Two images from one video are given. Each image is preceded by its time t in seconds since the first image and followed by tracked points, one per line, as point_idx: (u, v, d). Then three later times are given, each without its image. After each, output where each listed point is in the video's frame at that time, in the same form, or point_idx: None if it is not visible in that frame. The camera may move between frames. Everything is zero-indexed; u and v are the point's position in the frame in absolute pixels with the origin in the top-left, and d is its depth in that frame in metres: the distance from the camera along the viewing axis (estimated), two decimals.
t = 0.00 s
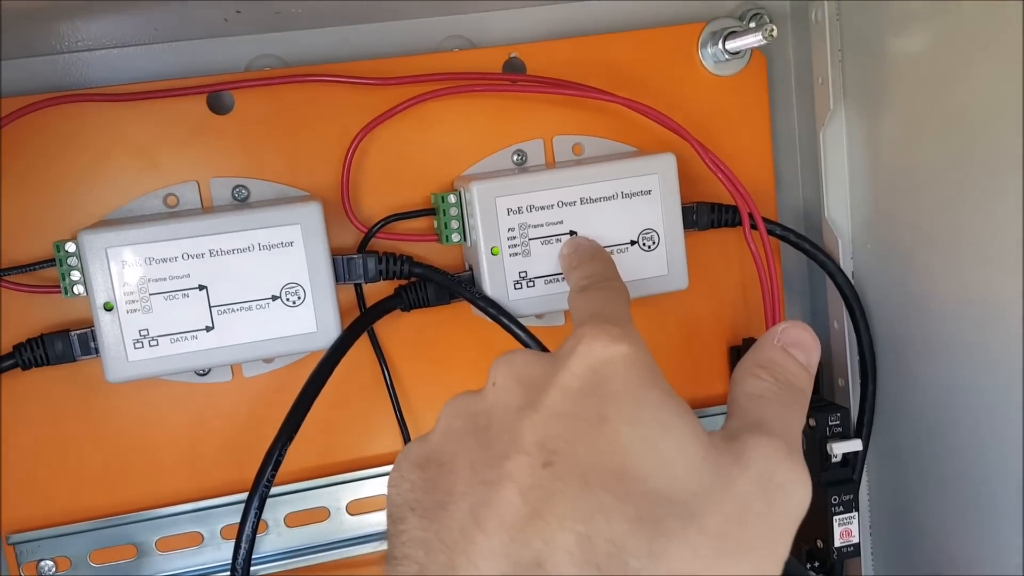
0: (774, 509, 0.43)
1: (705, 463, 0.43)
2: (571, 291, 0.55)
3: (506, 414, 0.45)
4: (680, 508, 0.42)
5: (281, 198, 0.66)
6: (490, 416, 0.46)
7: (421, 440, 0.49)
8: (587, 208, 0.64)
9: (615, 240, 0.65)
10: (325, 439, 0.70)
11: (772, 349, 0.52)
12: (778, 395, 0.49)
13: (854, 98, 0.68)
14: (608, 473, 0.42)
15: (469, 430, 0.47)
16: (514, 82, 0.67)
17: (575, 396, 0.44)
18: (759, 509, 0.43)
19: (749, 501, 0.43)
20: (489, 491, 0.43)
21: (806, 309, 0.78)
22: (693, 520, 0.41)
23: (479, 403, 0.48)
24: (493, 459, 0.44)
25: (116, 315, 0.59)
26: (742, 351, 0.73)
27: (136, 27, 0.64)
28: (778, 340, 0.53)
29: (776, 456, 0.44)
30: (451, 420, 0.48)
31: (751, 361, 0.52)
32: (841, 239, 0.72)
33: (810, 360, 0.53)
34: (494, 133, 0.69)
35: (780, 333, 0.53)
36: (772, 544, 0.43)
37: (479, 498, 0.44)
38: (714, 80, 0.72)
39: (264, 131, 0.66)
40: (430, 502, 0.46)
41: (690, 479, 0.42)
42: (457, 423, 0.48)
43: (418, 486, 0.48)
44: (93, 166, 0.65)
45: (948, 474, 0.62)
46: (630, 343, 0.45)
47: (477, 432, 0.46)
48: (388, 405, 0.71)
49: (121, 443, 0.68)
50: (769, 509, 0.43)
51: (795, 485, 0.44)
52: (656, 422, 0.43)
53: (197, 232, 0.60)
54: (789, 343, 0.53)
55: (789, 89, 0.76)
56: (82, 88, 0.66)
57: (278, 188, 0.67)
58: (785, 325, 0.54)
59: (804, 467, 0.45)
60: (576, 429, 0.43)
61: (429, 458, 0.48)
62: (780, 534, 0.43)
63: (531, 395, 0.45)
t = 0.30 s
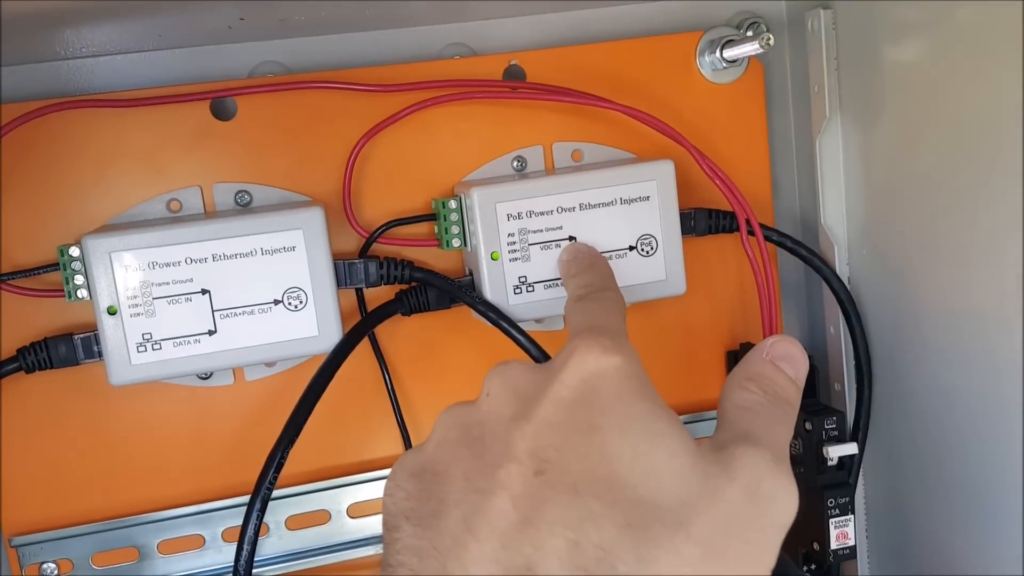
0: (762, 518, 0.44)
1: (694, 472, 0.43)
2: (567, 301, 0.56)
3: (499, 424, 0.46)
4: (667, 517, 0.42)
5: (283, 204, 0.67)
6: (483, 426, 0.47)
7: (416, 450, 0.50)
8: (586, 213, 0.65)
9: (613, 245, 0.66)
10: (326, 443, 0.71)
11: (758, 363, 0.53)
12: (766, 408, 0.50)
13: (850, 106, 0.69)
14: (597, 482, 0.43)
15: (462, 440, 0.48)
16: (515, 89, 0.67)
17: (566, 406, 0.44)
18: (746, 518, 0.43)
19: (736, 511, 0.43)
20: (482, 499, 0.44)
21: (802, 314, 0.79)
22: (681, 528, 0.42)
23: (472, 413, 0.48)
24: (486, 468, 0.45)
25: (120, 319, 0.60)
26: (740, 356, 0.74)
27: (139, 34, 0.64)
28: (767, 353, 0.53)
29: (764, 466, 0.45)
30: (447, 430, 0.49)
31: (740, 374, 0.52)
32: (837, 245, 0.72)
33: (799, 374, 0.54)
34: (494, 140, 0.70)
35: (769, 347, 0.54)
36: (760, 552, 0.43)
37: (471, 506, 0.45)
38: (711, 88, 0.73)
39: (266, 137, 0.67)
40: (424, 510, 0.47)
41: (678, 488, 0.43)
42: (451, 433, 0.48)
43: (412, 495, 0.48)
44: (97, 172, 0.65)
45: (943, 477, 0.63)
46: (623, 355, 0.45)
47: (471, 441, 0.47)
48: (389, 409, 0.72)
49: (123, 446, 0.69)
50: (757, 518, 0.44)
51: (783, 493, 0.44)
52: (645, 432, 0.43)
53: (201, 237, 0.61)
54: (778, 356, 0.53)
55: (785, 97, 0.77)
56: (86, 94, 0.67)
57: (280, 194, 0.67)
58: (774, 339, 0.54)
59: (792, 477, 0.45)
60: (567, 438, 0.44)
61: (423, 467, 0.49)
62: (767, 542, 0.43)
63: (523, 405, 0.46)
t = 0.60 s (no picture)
0: (904, 540, 0.38)
1: (828, 488, 0.38)
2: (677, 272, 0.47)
3: (607, 417, 0.40)
4: (799, 542, 0.37)
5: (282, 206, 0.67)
6: (586, 414, 0.41)
7: (513, 433, 0.44)
8: (584, 215, 0.66)
9: (611, 247, 0.66)
10: (325, 445, 0.71)
11: (885, 349, 0.45)
12: (905, 399, 0.42)
13: (848, 107, 0.69)
14: (720, 502, 0.37)
15: (568, 430, 0.41)
16: (513, 91, 0.68)
17: (678, 401, 0.38)
18: (888, 545, 0.38)
19: (879, 536, 0.38)
20: (592, 514, 0.38)
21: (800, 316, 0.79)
22: (814, 557, 0.37)
23: (571, 397, 0.42)
24: (595, 476, 0.39)
25: (119, 321, 0.60)
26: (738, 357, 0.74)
27: (138, 38, 0.65)
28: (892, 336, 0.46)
29: (905, 477, 0.39)
30: (546, 416, 0.42)
31: (868, 360, 0.45)
32: (834, 246, 0.73)
33: (929, 358, 0.46)
34: (493, 142, 0.70)
35: (897, 328, 0.46)
36: None
37: (582, 521, 0.38)
38: (708, 90, 0.73)
39: (265, 141, 0.67)
40: (531, 511, 0.41)
41: (813, 507, 0.37)
42: (555, 420, 0.42)
43: (520, 489, 0.42)
44: (97, 175, 0.65)
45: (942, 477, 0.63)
46: (736, 333, 0.39)
47: (577, 434, 0.41)
48: (388, 411, 0.72)
49: (123, 449, 0.69)
50: (898, 542, 0.38)
51: (927, 509, 0.39)
52: (772, 437, 0.38)
53: (199, 239, 0.61)
54: (908, 340, 0.46)
55: (783, 99, 0.77)
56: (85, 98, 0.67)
57: (279, 197, 0.68)
58: (899, 320, 0.47)
59: (937, 489, 0.39)
60: (682, 442, 0.38)
61: (530, 456, 0.42)
62: None
63: (632, 396, 0.39)
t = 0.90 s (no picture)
0: (951, 525, 0.41)
1: (878, 469, 0.41)
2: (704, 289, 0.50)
3: (661, 404, 0.42)
4: (854, 516, 0.39)
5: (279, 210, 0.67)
6: (642, 404, 0.43)
7: (567, 424, 0.46)
8: (583, 217, 0.65)
9: (612, 250, 0.65)
10: (323, 452, 0.70)
11: (931, 357, 0.50)
12: (950, 401, 0.47)
13: (850, 108, 0.68)
14: (775, 476, 0.40)
15: (619, 417, 0.43)
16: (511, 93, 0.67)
17: (731, 388, 0.42)
18: (934, 523, 0.41)
19: (923, 514, 0.40)
20: (647, 487, 0.40)
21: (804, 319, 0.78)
22: (867, 529, 0.39)
23: (624, 389, 0.44)
24: (648, 451, 0.41)
25: (114, 327, 0.60)
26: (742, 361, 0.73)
27: (135, 43, 0.64)
28: (940, 348, 0.50)
29: (956, 465, 0.42)
30: (599, 406, 0.44)
31: (916, 367, 0.50)
32: (837, 248, 0.72)
33: (972, 371, 0.50)
34: (491, 145, 0.70)
35: (941, 341, 0.51)
36: (943, 558, 0.40)
37: (637, 493, 0.40)
38: (709, 91, 0.72)
39: (262, 145, 0.67)
40: (583, 490, 0.42)
41: (863, 485, 0.40)
42: (607, 410, 0.44)
43: (568, 472, 0.43)
44: (94, 180, 0.65)
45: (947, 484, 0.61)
46: (785, 331, 0.43)
47: (629, 421, 0.43)
48: (387, 418, 0.71)
49: (120, 455, 0.68)
50: (945, 524, 0.41)
51: (972, 497, 0.42)
52: (821, 422, 0.41)
53: (194, 244, 0.61)
54: (951, 352, 0.50)
55: (785, 99, 0.76)
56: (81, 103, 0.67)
57: (275, 201, 0.67)
58: (944, 334, 0.51)
59: (977, 476, 0.43)
60: (738, 423, 0.41)
61: (578, 444, 0.44)
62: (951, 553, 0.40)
63: (685, 384, 0.42)
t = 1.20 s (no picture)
0: (932, 506, 0.41)
1: (861, 447, 0.42)
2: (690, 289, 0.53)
3: (654, 382, 0.43)
4: (840, 485, 0.40)
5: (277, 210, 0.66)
6: (635, 383, 0.44)
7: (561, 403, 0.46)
8: (583, 217, 0.64)
9: (612, 249, 0.65)
10: (322, 454, 0.70)
11: (908, 368, 0.50)
12: (927, 404, 0.47)
13: (852, 107, 0.68)
14: (765, 443, 0.40)
15: (613, 394, 0.44)
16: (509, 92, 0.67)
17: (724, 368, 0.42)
18: (917, 501, 0.40)
19: (907, 491, 0.40)
20: (640, 450, 0.41)
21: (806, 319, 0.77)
22: (854, 499, 0.39)
23: (620, 371, 0.45)
24: (643, 421, 0.42)
25: (111, 328, 0.59)
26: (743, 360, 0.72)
27: (133, 42, 0.64)
28: (918, 361, 0.51)
29: (933, 453, 0.42)
30: (593, 386, 0.45)
31: (893, 375, 0.50)
32: (839, 246, 0.71)
33: (947, 386, 0.51)
34: (490, 144, 0.69)
35: (920, 355, 0.51)
36: (925, 537, 0.40)
37: (629, 455, 0.41)
38: (709, 89, 0.72)
39: (260, 145, 0.67)
40: (576, 455, 0.43)
41: (848, 459, 0.41)
42: (601, 388, 0.45)
43: (560, 443, 0.44)
44: (91, 181, 0.65)
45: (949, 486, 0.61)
46: (776, 326, 0.44)
47: (622, 397, 0.44)
48: (386, 419, 0.70)
49: (118, 457, 0.68)
50: (927, 503, 0.41)
51: (948, 482, 0.42)
52: (808, 400, 0.42)
53: (192, 244, 0.60)
54: (928, 366, 0.51)
55: (786, 97, 0.76)
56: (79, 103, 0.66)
57: (273, 201, 0.67)
58: (923, 350, 0.52)
59: (954, 468, 0.43)
60: (730, 397, 0.41)
61: (571, 419, 0.45)
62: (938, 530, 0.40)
63: (679, 364, 0.43)
